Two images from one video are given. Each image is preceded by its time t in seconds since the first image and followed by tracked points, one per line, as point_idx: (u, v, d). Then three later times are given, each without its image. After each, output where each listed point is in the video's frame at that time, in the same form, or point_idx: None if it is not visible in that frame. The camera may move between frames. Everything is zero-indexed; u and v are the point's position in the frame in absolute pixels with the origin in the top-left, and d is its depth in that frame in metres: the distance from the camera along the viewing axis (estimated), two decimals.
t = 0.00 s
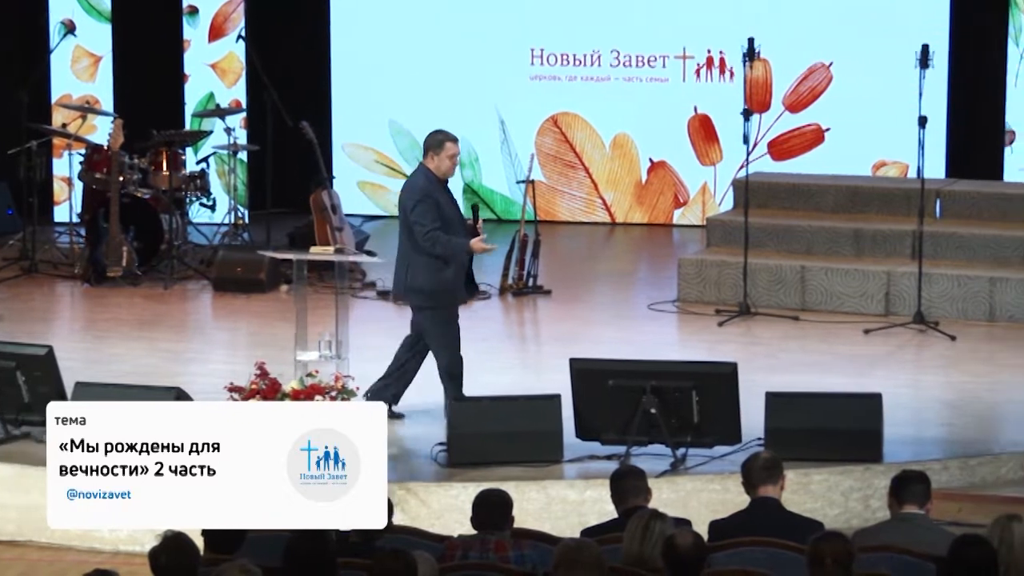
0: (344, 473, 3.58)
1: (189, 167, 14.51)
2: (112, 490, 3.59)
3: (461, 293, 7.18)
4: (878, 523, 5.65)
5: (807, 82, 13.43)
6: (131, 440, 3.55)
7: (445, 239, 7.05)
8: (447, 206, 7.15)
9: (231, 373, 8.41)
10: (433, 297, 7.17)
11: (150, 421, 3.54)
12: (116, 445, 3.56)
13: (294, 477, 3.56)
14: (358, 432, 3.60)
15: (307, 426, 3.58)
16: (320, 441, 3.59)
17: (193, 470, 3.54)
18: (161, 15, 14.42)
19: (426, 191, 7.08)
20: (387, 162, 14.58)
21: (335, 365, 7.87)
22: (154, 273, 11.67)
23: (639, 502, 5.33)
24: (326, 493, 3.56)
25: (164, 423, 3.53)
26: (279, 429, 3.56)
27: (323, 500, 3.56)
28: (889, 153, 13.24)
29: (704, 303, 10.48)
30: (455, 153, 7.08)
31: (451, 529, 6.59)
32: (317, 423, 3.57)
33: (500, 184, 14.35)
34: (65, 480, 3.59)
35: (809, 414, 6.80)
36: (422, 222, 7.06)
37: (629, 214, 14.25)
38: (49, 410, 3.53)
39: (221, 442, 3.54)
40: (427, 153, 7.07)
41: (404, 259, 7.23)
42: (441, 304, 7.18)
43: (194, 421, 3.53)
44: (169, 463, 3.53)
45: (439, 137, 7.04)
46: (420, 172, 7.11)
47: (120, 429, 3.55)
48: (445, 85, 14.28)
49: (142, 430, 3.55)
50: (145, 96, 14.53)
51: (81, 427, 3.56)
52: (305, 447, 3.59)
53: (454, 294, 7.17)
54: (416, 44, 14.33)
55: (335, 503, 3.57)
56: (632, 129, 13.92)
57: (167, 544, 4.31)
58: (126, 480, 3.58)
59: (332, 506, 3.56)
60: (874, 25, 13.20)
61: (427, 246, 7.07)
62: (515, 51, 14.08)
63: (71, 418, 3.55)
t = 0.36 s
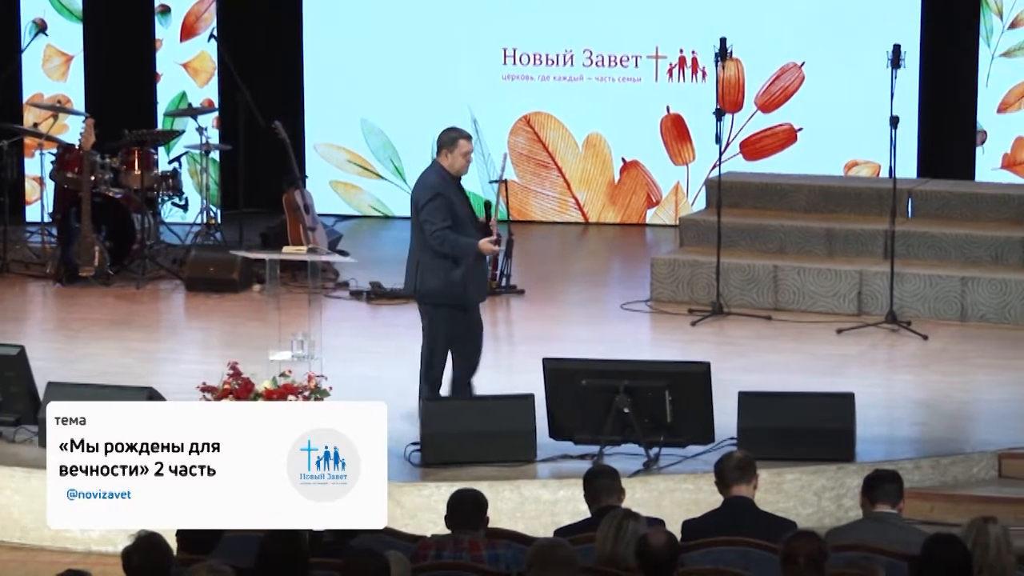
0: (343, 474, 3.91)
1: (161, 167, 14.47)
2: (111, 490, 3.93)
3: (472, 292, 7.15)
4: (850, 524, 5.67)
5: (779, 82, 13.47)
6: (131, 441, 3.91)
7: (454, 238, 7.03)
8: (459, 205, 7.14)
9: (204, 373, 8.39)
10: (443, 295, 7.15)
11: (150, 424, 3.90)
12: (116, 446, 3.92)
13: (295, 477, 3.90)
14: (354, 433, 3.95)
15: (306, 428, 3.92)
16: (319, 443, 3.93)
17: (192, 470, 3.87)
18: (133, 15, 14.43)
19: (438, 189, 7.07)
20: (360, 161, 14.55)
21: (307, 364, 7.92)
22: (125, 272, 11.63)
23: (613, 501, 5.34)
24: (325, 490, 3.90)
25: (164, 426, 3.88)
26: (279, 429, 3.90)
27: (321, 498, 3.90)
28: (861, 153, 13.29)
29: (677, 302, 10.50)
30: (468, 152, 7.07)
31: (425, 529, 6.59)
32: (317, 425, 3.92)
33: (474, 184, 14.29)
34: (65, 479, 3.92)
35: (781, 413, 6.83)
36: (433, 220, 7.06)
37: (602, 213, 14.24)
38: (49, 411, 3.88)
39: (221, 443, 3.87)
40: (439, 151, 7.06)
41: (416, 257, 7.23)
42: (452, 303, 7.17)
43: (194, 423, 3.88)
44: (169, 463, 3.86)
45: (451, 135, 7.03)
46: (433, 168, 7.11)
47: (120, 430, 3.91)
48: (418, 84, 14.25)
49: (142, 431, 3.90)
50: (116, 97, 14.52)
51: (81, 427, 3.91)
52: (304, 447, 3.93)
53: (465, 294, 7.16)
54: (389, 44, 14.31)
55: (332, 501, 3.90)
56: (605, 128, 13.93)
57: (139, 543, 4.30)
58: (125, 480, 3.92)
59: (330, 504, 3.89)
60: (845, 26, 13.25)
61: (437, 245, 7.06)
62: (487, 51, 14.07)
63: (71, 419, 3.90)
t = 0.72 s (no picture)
0: (344, 474, 4.14)
1: (142, 166, 14.43)
2: (111, 490, 4.13)
3: (494, 294, 7.14)
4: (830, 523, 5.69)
5: (760, 82, 13.48)
6: (132, 441, 4.13)
7: (476, 239, 7.02)
8: (483, 206, 7.12)
9: (185, 373, 8.37)
10: (466, 295, 7.13)
11: (151, 425, 4.12)
12: (116, 446, 4.13)
13: (295, 477, 4.13)
14: (354, 434, 4.19)
15: (307, 429, 4.16)
16: (319, 443, 4.16)
17: (192, 470, 4.08)
18: (115, 13, 14.30)
19: (463, 189, 7.06)
20: (341, 161, 14.53)
21: (289, 364, 8.00)
22: (105, 271, 11.60)
23: (595, 501, 5.34)
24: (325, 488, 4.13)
25: (164, 426, 4.10)
26: (280, 432, 4.13)
27: (321, 497, 4.13)
28: (842, 153, 13.34)
29: (657, 301, 10.52)
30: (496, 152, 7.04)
31: (407, 529, 6.60)
32: (318, 425, 4.16)
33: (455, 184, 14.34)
34: (65, 479, 4.12)
35: (763, 413, 6.83)
36: (456, 220, 7.04)
37: (584, 213, 14.23)
38: (50, 411, 4.12)
39: (221, 443, 4.09)
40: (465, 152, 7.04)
41: (439, 256, 7.22)
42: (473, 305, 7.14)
43: (194, 424, 4.10)
44: (170, 463, 4.07)
45: (477, 136, 7.00)
46: (460, 169, 7.09)
47: (120, 431, 4.13)
48: (399, 83, 14.25)
49: (143, 432, 4.12)
50: (97, 96, 14.39)
51: (81, 427, 4.14)
52: (304, 447, 4.16)
53: (488, 294, 7.13)
54: (371, 43, 14.30)
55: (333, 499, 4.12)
56: (587, 128, 13.93)
57: (121, 544, 4.30)
58: (125, 480, 4.12)
59: (329, 502, 4.12)
60: (826, 26, 13.29)
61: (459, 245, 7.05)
62: (469, 50, 14.07)
63: (72, 419, 4.14)
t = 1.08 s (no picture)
0: (343, 474, 4.28)
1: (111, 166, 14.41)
2: (111, 490, 4.24)
3: (501, 285, 7.29)
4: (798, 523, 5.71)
5: (729, 82, 13.52)
6: (132, 442, 4.24)
7: (480, 230, 7.20)
8: (486, 200, 7.30)
9: (155, 373, 8.36)
10: (472, 288, 7.30)
11: (150, 426, 4.24)
12: (116, 446, 4.24)
13: (295, 477, 4.26)
14: (353, 435, 4.31)
15: (306, 429, 4.29)
16: (318, 443, 4.29)
17: (192, 470, 4.21)
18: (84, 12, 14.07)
19: (466, 182, 7.26)
20: (311, 161, 14.51)
21: (258, 364, 7.97)
22: (75, 271, 11.57)
23: (565, 501, 5.34)
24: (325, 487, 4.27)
25: (164, 427, 4.21)
26: (280, 432, 4.27)
27: (320, 496, 4.27)
28: (812, 153, 13.35)
29: (628, 301, 10.53)
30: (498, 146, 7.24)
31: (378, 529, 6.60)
32: (318, 425, 4.29)
33: (425, 182, 14.35)
34: (65, 479, 4.23)
35: (733, 412, 6.85)
36: (460, 213, 7.24)
37: (554, 213, 14.23)
38: (50, 412, 4.21)
39: (221, 444, 4.23)
40: (468, 146, 7.25)
41: (446, 251, 7.40)
42: (481, 296, 7.29)
43: (194, 426, 4.22)
44: (170, 463, 4.20)
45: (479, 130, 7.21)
46: (463, 163, 7.31)
47: (120, 431, 4.24)
48: (369, 83, 14.24)
49: (142, 432, 4.23)
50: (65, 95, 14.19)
51: (80, 427, 4.23)
52: (304, 447, 4.29)
53: (493, 286, 7.30)
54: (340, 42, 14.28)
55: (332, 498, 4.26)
56: (557, 128, 13.94)
57: (92, 544, 4.29)
58: (124, 480, 4.23)
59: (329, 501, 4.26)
60: (796, 27, 13.34)
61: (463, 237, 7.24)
62: (438, 50, 14.07)
63: (72, 420, 4.23)
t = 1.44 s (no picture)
0: (344, 475, 4.10)
1: (93, 165, 14.38)
2: (111, 490, 4.08)
3: (511, 288, 7.35)
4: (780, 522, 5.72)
5: (712, 82, 13.53)
6: (132, 441, 4.09)
7: (495, 235, 7.22)
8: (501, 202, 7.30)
9: (137, 373, 8.34)
10: (484, 290, 7.33)
11: (151, 425, 4.09)
12: (116, 446, 4.09)
13: (295, 478, 4.08)
14: (355, 434, 4.14)
15: (306, 429, 4.12)
16: (319, 443, 4.12)
17: (192, 470, 4.05)
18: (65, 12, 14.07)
19: (481, 185, 7.23)
20: (293, 161, 14.50)
21: (241, 364, 7.95)
22: (57, 271, 11.55)
23: (547, 501, 5.34)
24: (325, 490, 4.08)
25: (164, 426, 4.06)
26: (280, 431, 4.10)
27: (321, 499, 4.08)
28: (794, 152, 13.38)
29: (610, 301, 10.53)
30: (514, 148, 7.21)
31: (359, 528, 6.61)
32: (317, 425, 4.13)
33: (408, 182, 14.35)
34: (64, 480, 4.07)
35: (715, 412, 6.86)
36: (475, 216, 7.23)
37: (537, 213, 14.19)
38: (49, 411, 4.06)
39: (221, 443, 4.06)
40: (484, 149, 7.20)
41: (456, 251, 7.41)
42: (492, 298, 7.33)
43: (196, 423, 4.06)
44: (169, 463, 4.04)
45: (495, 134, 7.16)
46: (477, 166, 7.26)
47: (120, 430, 4.09)
48: (352, 82, 14.22)
49: (142, 431, 4.08)
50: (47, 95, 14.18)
51: (80, 427, 4.09)
52: (304, 447, 4.12)
53: (507, 288, 7.35)
54: (323, 43, 14.26)
55: (333, 500, 4.08)
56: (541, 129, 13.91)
57: (75, 544, 4.28)
58: (125, 481, 4.08)
59: (329, 503, 4.08)
60: (782, 25, 13.35)
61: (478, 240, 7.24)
62: (421, 50, 14.06)
63: (71, 419, 4.08)
